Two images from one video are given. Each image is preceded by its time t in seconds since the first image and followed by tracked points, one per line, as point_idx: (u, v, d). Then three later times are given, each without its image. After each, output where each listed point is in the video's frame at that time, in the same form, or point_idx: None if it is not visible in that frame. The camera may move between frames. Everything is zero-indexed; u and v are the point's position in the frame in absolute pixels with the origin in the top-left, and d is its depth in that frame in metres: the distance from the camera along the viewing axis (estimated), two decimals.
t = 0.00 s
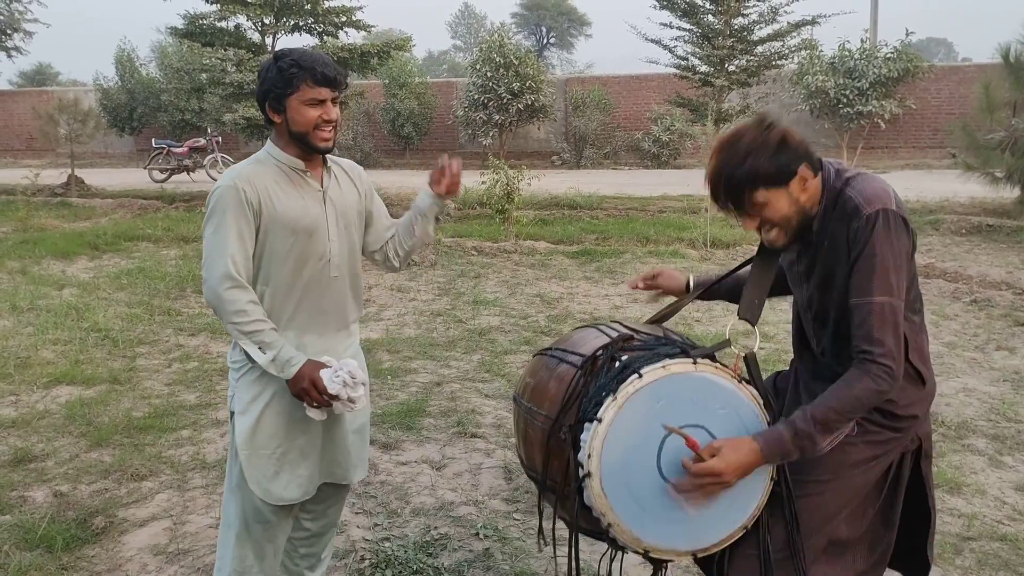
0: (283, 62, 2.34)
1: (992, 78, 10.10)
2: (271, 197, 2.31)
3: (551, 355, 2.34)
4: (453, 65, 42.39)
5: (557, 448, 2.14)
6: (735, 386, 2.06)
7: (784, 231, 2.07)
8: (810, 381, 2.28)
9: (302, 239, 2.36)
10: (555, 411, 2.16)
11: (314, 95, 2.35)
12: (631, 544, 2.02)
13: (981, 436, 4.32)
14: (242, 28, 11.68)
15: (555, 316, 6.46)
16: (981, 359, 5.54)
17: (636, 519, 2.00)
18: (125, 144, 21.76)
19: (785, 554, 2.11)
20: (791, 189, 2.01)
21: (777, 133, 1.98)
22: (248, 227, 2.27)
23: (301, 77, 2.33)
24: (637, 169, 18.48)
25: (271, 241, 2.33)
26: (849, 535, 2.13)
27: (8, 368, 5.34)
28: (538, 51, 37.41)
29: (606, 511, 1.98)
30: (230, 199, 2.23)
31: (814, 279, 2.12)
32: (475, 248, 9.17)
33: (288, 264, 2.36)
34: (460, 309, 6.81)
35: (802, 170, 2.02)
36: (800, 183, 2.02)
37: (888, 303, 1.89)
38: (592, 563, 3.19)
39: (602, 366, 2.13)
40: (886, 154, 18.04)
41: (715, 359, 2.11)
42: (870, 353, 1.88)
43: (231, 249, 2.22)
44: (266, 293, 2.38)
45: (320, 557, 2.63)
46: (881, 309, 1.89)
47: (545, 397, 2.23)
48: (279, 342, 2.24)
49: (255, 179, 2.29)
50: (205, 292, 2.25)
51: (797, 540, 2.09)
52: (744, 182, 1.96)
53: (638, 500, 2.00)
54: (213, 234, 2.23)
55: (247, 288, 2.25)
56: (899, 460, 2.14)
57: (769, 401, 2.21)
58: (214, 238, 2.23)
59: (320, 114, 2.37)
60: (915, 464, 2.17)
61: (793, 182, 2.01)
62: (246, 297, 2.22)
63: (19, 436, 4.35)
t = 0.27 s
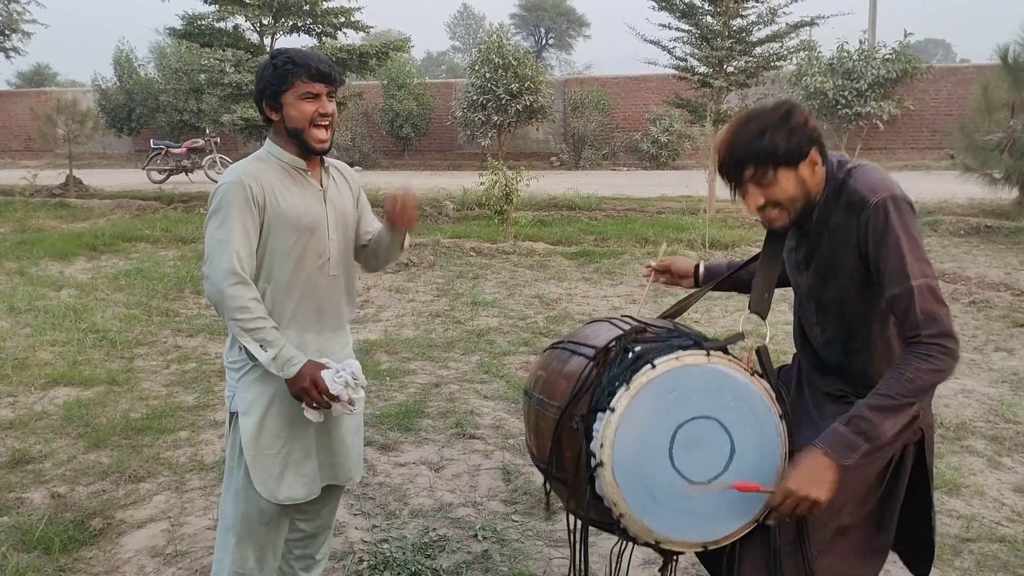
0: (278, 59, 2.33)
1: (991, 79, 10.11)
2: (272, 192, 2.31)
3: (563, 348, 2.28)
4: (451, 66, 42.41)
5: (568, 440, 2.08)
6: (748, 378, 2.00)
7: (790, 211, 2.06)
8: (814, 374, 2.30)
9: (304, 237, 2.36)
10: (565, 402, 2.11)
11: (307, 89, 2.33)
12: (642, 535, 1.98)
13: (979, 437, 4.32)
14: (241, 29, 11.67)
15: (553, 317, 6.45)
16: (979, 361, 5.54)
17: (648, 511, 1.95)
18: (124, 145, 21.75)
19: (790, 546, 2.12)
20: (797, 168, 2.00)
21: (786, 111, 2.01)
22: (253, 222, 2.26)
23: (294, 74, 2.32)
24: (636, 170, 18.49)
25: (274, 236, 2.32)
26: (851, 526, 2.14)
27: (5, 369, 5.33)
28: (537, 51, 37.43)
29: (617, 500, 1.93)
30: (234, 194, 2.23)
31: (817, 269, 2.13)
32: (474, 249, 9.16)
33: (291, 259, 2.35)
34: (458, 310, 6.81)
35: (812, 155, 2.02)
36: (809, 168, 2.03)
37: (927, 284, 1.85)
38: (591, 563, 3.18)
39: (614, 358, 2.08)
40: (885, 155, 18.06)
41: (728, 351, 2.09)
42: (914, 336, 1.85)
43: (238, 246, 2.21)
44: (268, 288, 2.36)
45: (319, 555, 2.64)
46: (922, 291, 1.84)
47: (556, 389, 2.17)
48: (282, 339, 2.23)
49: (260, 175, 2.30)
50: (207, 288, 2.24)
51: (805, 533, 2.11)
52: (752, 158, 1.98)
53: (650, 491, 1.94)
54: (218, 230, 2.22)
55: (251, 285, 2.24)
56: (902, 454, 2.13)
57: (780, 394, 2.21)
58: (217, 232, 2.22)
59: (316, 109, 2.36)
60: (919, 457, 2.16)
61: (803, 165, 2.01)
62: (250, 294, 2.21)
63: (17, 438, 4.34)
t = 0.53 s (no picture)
0: (266, 61, 2.36)
1: (988, 80, 10.13)
2: (268, 196, 2.31)
3: (565, 349, 2.25)
4: (449, 67, 42.45)
5: (577, 438, 2.06)
6: (754, 367, 2.01)
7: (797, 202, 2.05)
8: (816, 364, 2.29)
9: (300, 239, 2.36)
10: (572, 400, 2.08)
11: (300, 86, 2.35)
12: (657, 531, 1.96)
13: (977, 438, 4.33)
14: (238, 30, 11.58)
15: (551, 318, 6.45)
16: (977, 362, 5.55)
17: (661, 505, 1.93)
18: (121, 146, 21.73)
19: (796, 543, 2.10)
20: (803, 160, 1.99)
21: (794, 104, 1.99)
22: (250, 226, 2.26)
23: (284, 71, 2.35)
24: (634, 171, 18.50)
25: (270, 239, 2.31)
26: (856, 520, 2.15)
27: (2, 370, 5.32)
28: (535, 52, 37.47)
29: (631, 496, 1.91)
30: (230, 197, 2.22)
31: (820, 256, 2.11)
32: (472, 250, 9.16)
33: (286, 259, 2.34)
34: (456, 310, 6.80)
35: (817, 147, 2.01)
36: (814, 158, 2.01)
37: (922, 269, 1.89)
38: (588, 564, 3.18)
39: (620, 353, 2.07)
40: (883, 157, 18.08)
41: (731, 342, 2.10)
42: (909, 321, 1.89)
43: (235, 248, 2.20)
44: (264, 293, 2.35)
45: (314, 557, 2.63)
46: (917, 276, 1.88)
47: (562, 387, 2.14)
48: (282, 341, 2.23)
49: (256, 179, 2.29)
50: (204, 292, 2.23)
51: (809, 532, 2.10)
52: (752, 154, 1.97)
53: (663, 484, 1.93)
54: (214, 232, 2.21)
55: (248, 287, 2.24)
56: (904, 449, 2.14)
57: (788, 384, 2.19)
58: (215, 235, 2.21)
59: (309, 104, 2.37)
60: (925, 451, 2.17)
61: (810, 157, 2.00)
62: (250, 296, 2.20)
63: (14, 439, 4.33)
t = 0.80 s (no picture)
0: (264, 67, 2.36)
1: (986, 81, 10.15)
2: (264, 203, 2.30)
3: (565, 355, 2.26)
4: (448, 68, 42.46)
5: (581, 448, 2.06)
6: (758, 376, 2.01)
7: (800, 221, 2.05)
8: (814, 367, 2.31)
9: (293, 246, 2.37)
10: (575, 411, 2.08)
11: (296, 92, 2.35)
12: (659, 539, 1.95)
13: (974, 439, 4.33)
14: (236, 30, 11.63)
15: (550, 319, 6.45)
16: (974, 362, 5.56)
17: (663, 514, 1.93)
18: (119, 146, 21.71)
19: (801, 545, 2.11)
20: (802, 182, 2.00)
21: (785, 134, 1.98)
22: (246, 232, 2.26)
23: (282, 77, 2.34)
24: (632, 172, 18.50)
25: (264, 246, 2.31)
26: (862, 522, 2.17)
27: None
28: (534, 53, 37.51)
29: (635, 507, 1.91)
30: (226, 204, 2.22)
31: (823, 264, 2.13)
32: (470, 251, 9.16)
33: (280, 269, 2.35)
34: (454, 311, 6.80)
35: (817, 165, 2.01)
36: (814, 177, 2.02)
37: (909, 285, 1.91)
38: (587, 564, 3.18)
39: (621, 363, 2.08)
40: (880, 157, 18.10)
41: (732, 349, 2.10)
42: (896, 332, 1.91)
43: (232, 255, 2.20)
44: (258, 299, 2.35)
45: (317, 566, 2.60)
46: (902, 293, 1.91)
47: (563, 397, 2.15)
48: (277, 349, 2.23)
49: (253, 185, 2.29)
50: (199, 298, 2.22)
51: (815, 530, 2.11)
52: (754, 192, 2.00)
53: (663, 493, 1.93)
54: (211, 238, 2.21)
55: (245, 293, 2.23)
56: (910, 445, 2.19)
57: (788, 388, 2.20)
58: (210, 242, 2.20)
59: (305, 111, 2.37)
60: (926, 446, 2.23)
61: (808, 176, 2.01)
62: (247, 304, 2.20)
63: (11, 440, 4.32)
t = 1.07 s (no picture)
0: (275, 75, 2.35)
1: (983, 83, 10.17)
2: (259, 207, 2.31)
3: (589, 319, 2.14)
4: (446, 69, 42.48)
5: (599, 392, 1.90)
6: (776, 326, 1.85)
7: (787, 153, 2.01)
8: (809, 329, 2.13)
9: (287, 248, 2.37)
10: (595, 358, 1.95)
11: (303, 107, 2.34)
12: (676, 483, 1.77)
13: (971, 440, 4.34)
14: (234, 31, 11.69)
15: (547, 320, 6.45)
16: (971, 363, 5.57)
17: (682, 454, 1.76)
18: (117, 146, 21.70)
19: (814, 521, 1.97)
20: (793, 109, 1.93)
21: (795, 52, 1.93)
22: (238, 235, 2.26)
23: (291, 89, 2.33)
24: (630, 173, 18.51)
25: (257, 247, 2.33)
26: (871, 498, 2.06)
27: None
28: (532, 54, 37.52)
29: (653, 444, 1.75)
30: (219, 208, 2.23)
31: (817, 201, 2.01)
32: (468, 252, 9.16)
33: (275, 276, 2.37)
34: (452, 312, 6.81)
35: (809, 94, 1.94)
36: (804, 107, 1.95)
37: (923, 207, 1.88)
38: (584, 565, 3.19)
39: (645, 310, 1.93)
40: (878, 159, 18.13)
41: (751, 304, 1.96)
42: (918, 259, 1.86)
43: (221, 256, 2.20)
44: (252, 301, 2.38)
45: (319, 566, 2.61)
46: (920, 217, 1.87)
47: (583, 350, 2.01)
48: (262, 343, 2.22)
49: (248, 191, 2.30)
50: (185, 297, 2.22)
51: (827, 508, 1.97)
52: (742, 109, 1.93)
53: (683, 434, 1.76)
54: (200, 240, 2.21)
55: (230, 295, 2.24)
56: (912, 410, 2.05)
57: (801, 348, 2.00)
58: (200, 242, 2.21)
59: (309, 128, 2.36)
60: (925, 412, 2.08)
61: (797, 106, 1.93)
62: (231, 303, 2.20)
63: (8, 440, 4.32)
